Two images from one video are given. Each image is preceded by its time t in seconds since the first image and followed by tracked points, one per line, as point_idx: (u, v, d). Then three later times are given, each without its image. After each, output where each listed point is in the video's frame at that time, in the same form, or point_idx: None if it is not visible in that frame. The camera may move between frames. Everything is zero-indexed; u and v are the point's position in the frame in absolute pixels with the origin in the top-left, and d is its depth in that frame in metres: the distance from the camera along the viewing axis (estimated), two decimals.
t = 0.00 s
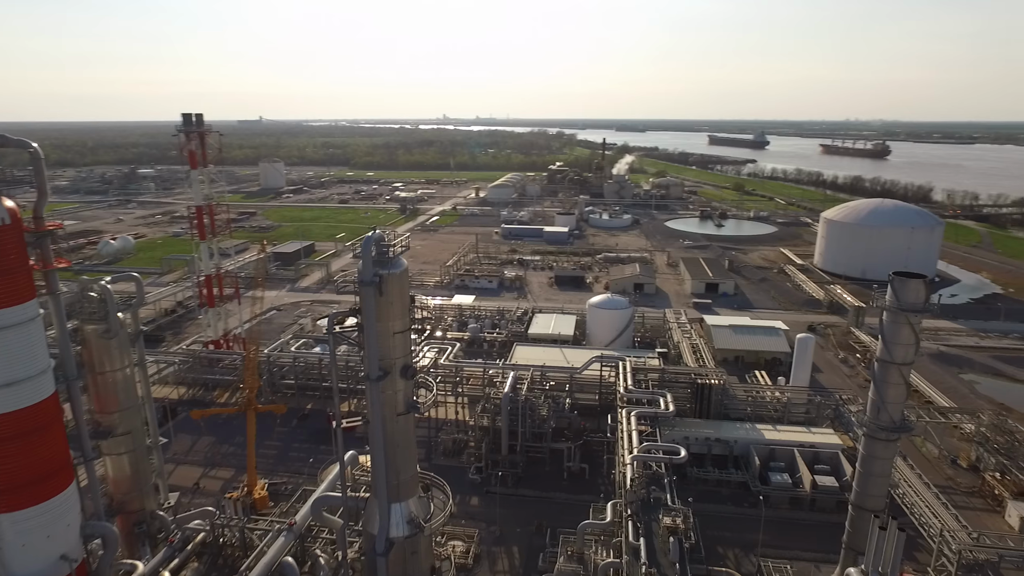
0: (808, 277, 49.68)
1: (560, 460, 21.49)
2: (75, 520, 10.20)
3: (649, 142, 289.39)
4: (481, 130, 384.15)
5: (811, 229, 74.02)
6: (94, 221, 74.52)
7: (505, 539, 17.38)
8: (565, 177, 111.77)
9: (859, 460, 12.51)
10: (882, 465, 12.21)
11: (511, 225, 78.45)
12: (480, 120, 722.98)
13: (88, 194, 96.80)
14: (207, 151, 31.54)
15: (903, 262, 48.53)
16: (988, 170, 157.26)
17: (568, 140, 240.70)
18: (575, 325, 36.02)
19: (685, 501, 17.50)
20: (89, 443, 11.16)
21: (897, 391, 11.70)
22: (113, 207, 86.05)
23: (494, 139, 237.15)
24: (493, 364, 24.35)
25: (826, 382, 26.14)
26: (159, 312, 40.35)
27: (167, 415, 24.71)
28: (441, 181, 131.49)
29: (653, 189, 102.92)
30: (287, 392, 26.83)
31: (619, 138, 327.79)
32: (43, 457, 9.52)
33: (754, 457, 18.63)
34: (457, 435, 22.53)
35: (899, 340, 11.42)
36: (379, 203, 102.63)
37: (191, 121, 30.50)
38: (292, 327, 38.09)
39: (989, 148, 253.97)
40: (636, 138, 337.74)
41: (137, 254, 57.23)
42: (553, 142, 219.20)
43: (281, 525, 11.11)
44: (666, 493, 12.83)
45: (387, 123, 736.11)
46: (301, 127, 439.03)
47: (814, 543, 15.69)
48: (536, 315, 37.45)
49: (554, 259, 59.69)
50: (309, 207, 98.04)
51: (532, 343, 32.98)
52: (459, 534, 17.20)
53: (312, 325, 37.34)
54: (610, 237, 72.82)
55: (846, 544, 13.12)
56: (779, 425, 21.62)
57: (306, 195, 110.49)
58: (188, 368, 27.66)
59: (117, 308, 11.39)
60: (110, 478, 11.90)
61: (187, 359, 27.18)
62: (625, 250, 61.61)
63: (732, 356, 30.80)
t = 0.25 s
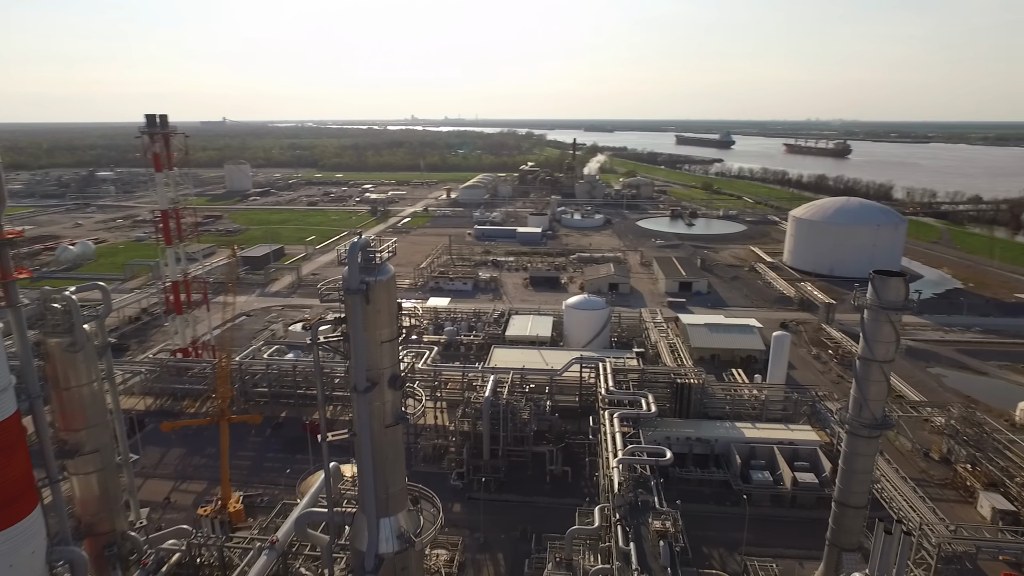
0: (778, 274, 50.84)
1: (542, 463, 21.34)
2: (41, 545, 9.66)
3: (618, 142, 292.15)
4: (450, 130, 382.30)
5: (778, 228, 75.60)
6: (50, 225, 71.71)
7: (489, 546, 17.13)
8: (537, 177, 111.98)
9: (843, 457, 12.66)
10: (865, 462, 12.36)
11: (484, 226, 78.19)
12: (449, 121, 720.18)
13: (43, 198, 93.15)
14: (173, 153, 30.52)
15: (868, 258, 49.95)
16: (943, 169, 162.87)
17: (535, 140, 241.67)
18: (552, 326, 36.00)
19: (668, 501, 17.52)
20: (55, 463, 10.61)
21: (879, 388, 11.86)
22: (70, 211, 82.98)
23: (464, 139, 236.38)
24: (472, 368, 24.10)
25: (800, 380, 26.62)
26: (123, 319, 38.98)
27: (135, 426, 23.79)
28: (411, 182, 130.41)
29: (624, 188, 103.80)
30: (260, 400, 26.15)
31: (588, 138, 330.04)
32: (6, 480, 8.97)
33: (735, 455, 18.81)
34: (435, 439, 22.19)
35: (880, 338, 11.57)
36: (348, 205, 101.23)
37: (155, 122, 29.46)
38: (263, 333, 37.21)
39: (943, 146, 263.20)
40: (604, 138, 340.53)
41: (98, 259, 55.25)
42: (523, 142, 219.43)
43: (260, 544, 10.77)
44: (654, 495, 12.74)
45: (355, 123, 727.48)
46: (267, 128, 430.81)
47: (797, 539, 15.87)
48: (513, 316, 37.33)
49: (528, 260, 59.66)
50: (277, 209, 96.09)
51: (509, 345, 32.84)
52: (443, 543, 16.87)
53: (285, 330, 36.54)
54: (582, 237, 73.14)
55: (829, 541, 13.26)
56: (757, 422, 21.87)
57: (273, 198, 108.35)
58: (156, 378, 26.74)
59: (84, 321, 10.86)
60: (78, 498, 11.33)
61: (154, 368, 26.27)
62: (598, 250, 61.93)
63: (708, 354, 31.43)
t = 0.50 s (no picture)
0: (749, 273, 51.67)
1: (524, 467, 21.19)
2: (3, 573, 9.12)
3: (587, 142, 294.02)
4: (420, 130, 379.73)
5: (748, 226, 76.94)
6: (5, 231, 68.91)
7: (474, 554, 16.87)
8: (508, 178, 111.88)
9: (826, 454, 12.80)
10: (848, 459, 12.51)
11: (457, 227, 77.76)
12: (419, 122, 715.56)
13: None
14: (136, 155, 29.49)
15: (836, 255, 51.19)
16: (901, 167, 168.22)
17: (505, 140, 241.54)
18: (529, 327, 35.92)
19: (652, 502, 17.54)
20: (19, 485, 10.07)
21: (861, 386, 12.00)
22: (24, 216, 79.76)
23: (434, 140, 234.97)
24: (451, 372, 23.82)
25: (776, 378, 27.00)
26: (84, 328, 37.55)
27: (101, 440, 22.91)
28: (381, 184, 129.02)
29: (595, 188, 104.40)
30: (232, 409, 25.44)
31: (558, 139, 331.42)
32: None
33: (717, 454, 18.93)
34: (415, 445, 21.80)
35: (862, 337, 11.70)
36: (317, 207, 99.62)
37: (118, 123, 28.43)
38: (233, 339, 36.25)
39: (900, 145, 271.79)
40: (574, 138, 342.45)
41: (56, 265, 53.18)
42: (493, 143, 219.08)
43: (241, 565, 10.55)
44: (642, 498, 12.66)
45: (323, 124, 717.68)
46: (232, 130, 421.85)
47: (780, 537, 15.99)
48: (490, 318, 37.11)
49: (503, 261, 59.50)
50: (243, 212, 93.99)
51: (487, 347, 32.63)
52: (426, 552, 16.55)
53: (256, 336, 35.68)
54: (556, 238, 73.27)
55: (813, 537, 13.38)
56: (736, 420, 22.07)
57: (239, 200, 105.97)
58: (122, 389, 25.81)
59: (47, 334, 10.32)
60: (43, 521, 10.80)
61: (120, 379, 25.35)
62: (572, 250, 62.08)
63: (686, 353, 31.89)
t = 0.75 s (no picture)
0: (720, 271, 52.49)
1: (506, 471, 20.98)
2: None
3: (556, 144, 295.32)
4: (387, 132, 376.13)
5: (716, 225, 78.24)
6: None
7: (458, 563, 16.55)
8: (479, 178, 111.58)
9: (809, 453, 12.92)
10: (831, 456, 12.65)
11: (428, 228, 77.17)
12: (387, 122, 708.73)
13: None
14: (96, 158, 28.34)
15: (804, 252, 52.35)
16: (860, 165, 173.38)
17: (474, 141, 240.89)
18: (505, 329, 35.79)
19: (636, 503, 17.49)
20: None
21: (842, 384, 12.13)
22: None
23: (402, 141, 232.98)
24: (429, 376, 23.49)
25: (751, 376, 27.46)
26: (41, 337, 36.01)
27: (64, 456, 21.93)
28: (350, 185, 127.33)
29: (566, 189, 104.86)
30: (201, 419, 24.63)
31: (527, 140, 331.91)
32: None
33: (698, 453, 19.03)
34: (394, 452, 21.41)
35: (844, 335, 11.82)
36: (285, 209, 97.74)
37: (76, 124, 27.25)
38: (201, 347, 35.25)
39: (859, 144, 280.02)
40: (544, 139, 343.38)
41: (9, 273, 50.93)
42: (462, 144, 218.31)
43: None
44: (629, 502, 12.53)
45: (288, 125, 705.79)
46: (194, 131, 411.66)
47: (763, 535, 16.12)
48: (465, 320, 36.86)
49: (476, 262, 59.24)
50: (208, 215, 91.65)
51: (464, 350, 32.43)
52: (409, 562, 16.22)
53: (224, 343, 34.77)
54: (528, 238, 73.29)
55: (797, 535, 13.50)
56: (714, 418, 22.29)
57: (203, 203, 103.34)
58: (83, 401, 24.77)
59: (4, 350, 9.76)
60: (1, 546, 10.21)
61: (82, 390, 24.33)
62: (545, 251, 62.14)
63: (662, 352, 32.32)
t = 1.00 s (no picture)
0: (690, 269, 53.19)
1: (486, 476, 20.70)
2: None
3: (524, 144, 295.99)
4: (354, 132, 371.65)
5: (685, 223, 79.32)
6: None
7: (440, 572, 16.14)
8: (448, 179, 110.97)
9: (791, 450, 13.04)
10: (812, 454, 12.78)
11: (398, 230, 76.36)
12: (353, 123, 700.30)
13: None
14: (51, 161, 27.29)
15: (772, 250, 53.40)
16: (820, 164, 178.26)
17: (442, 142, 239.66)
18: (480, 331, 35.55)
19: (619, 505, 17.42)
20: None
21: (823, 381, 12.25)
22: None
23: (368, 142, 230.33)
24: (405, 381, 23.08)
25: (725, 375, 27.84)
26: None
27: (21, 474, 20.87)
28: (316, 187, 125.26)
29: (535, 189, 105.04)
30: (169, 431, 23.76)
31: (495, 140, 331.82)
32: None
33: (678, 453, 19.09)
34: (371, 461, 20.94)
35: (825, 333, 11.94)
36: (250, 212, 95.56)
37: (29, 126, 26.24)
38: (166, 356, 34.11)
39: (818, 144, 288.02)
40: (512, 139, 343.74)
41: None
42: (430, 145, 216.90)
43: None
44: (616, 506, 12.32)
45: (252, 126, 691.48)
46: (153, 133, 400.37)
47: (745, 533, 16.22)
48: (440, 323, 36.51)
49: (448, 264, 58.82)
50: (169, 219, 89.00)
51: (439, 353, 32.11)
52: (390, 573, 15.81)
53: (190, 352, 33.71)
54: (500, 239, 73.13)
55: (780, 532, 13.60)
56: (692, 417, 22.46)
57: (163, 207, 100.33)
58: (40, 416, 23.62)
59: None
60: None
61: (39, 405, 23.22)
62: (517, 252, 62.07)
63: (637, 352, 32.56)
